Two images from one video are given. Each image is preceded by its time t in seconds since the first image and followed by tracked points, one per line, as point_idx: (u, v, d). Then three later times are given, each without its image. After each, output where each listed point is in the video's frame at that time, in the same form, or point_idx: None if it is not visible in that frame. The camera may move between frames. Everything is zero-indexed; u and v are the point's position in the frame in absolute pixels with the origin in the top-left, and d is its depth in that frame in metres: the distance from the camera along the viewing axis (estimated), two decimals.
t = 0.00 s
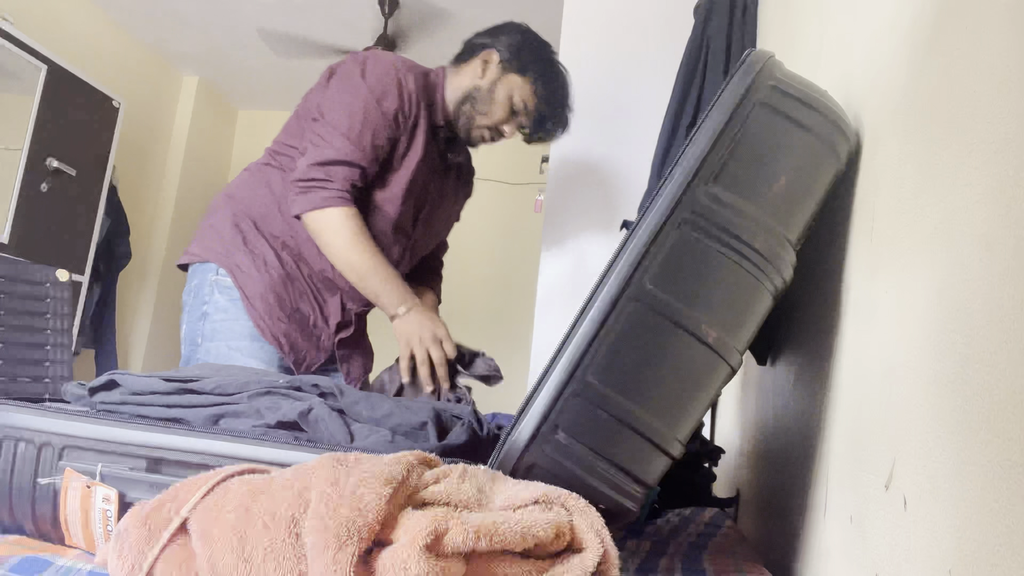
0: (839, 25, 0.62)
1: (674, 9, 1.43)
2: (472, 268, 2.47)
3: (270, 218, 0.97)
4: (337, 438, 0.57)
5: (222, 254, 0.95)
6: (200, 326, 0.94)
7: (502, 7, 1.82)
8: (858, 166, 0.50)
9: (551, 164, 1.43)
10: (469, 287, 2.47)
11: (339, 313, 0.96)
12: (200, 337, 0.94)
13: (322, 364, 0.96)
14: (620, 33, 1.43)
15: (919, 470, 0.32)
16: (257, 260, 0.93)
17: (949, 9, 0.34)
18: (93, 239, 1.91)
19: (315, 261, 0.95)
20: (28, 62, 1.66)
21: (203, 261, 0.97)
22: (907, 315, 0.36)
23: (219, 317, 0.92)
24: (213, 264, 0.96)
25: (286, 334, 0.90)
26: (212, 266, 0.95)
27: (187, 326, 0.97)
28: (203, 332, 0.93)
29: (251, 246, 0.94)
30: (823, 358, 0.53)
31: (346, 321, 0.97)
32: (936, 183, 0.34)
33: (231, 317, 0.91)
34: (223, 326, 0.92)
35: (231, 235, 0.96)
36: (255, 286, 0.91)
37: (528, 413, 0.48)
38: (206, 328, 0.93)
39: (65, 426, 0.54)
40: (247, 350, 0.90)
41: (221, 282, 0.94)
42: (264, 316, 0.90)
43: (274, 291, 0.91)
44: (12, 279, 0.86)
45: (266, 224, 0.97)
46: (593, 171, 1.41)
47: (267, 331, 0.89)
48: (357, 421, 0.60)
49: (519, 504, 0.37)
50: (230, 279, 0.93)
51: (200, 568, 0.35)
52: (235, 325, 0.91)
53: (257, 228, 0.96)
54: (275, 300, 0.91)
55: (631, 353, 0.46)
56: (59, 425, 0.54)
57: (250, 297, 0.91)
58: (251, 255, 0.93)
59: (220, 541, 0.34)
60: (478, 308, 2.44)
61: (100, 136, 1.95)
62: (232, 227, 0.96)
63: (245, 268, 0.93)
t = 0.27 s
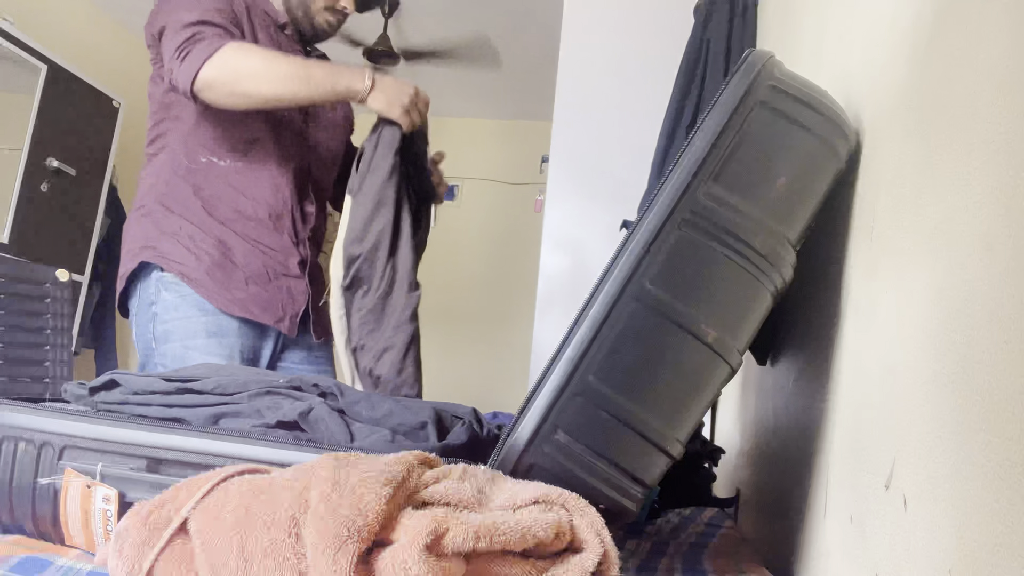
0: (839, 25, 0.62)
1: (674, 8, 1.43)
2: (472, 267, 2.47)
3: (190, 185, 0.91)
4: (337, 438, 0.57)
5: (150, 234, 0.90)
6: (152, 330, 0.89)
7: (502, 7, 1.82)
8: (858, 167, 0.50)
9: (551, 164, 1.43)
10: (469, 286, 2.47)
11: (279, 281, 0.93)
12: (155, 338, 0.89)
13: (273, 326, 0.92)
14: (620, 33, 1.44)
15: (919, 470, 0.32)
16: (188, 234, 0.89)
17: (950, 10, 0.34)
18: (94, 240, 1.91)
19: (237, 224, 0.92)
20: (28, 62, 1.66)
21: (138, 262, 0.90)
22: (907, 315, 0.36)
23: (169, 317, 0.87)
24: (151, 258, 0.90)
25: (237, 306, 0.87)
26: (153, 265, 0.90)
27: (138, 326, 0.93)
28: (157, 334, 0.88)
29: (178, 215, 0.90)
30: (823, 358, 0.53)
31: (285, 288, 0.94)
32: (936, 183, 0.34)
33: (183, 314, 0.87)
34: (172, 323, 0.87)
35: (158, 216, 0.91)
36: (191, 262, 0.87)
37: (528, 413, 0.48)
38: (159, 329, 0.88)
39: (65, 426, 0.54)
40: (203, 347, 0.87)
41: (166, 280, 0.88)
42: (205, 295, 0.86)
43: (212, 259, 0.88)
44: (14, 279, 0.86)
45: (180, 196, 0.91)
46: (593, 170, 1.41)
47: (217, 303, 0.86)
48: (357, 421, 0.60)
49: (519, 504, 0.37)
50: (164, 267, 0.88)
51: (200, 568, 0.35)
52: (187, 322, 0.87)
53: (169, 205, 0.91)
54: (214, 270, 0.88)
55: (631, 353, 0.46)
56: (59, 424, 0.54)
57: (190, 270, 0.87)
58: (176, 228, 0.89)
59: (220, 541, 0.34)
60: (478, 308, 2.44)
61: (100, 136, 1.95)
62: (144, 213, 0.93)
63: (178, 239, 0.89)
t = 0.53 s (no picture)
0: (839, 25, 0.62)
1: (674, 9, 1.43)
2: (472, 268, 2.47)
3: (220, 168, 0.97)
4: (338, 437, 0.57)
5: (183, 220, 0.95)
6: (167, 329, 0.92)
7: (502, 7, 1.82)
8: (858, 167, 0.50)
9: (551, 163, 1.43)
10: (469, 286, 2.47)
11: (288, 259, 1.03)
12: (172, 338, 0.91)
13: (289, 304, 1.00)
14: (620, 33, 1.44)
15: (919, 471, 0.32)
16: (221, 216, 0.95)
17: (949, 10, 0.34)
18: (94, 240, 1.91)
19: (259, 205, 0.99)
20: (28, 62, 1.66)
21: (162, 261, 0.94)
22: (907, 316, 0.36)
23: (190, 315, 0.91)
24: (181, 251, 0.94)
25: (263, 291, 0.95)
26: (186, 250, 0.94)
27: (148, 332, 0.95)
28: (175, 335, 0.91)
29: (208, 200, 0.95)
30: (823, 359, 0.53)
31: (293, 267, 1.03)
32: (937, 184, 0.34)
33: (206, 314, 0.91)
34: (194, 322, 0.91)
35: (187, 203, 0.96)
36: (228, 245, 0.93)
37: (528, 413, 0.48)
38: (177, 329, 0.91)
39: (65, 425, 0.54)
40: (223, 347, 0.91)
41: (190, 279, 0.93)
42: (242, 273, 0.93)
43: (247, 239, 0.95)
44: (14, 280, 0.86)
45: (205, 181, 0.96)
46: (593, 170, 1.41)
47: (249, 280, 0.93)
48: (357, 421, 0.60)
49: (520, 504, 0.37)
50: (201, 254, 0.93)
51: (200, 568, 0.35)
52: (209, 321, 0.91)
53: (195, 192, 0.96)
54: (249, 249, 0.95)
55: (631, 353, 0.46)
56: (59, 424, 0.54)
57: (227, 251, 0.93)
58: (207, 212, 0.95)
59: (221, 541, 0.34)
60: (478, 308, 2.44)
61: (100, 136, 1.95)
62: (167, 202, 0.97)
63: (212, 223, 0.94)
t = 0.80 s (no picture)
0: (838, 26, 0.62)
1: (674, 10, 1.43)
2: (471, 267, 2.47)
3: (261, 172, 1.00)
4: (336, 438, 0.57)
5: (229, 224, 0.98)
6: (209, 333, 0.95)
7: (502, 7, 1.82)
8: (858, 168, 0.50)
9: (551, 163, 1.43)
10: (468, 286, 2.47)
11: (326, 257, 1.06)
12: (214, 342, 0.95)
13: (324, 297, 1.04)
14: (620, 33, 1.44)
15: (919, 470, 0.32)
16: (265, 219, 0.98)
17: (949, 11, 0.34)
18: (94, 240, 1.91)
19: (300, 206, 1.02)
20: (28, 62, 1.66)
21: (209, 265, 0.97)
22: (907, 315, 0.36)
23: (232, 320, 0.95)
24: (229, 257, 0.97)
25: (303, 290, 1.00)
26: (232, 254, 0.97)
27: (191, 335, 0.98)
28: (217, 338, 0.94)
29: (251, 204, 0.99)
30: (823, 359, 0.53)
31: (331, 264, 1.07)
32: (936, 184, 0.34)
33: (247, 319, 0.95)
34: (235, 326, 0.94)
35: (230, 208, 0.99)
36: (273, 247, 0.97)
37: (528, 412, 0.48)
38: (220, 333, 0.94)
39: (65, 425, 0.54)
40: (261, 350, 0.94)
41: (234, 285, 0.96)
42: (287, 271, 0.97)
43: (290, 239, 0.98)
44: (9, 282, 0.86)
45: (246, 187, 1.00)
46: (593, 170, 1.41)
47: (292, 276, 0.98)
48: (357, 421, 0.60)
49: (520, 504, 0.37)
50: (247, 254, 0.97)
51: (200, 568, 0.35)
52: (250, 325, 0.94)
53: (238, 198, 1.00)
54: (291, 249, 0.98)
55: (631, 353, 0.46)
56: (59, 424, 0.54)
57: (272, 251, 0.97)
58: (250, 216, 0.98)
59: (221, 541, 0.34)
60: (477, 308, 2.44)
61: (100, 136, 1.95)
62: (211, 210, 1.00)
63: (257, 226, 0.98)
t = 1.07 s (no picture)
0: (839, 25, 0.62)
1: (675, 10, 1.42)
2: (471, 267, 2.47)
3: (276, 176, 1.00)
4: (340, 438, 0.57)
5: (245, 228, 0.99)
6: (222, 334, 0.96)
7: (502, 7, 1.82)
8: (858, 167, 0.50)
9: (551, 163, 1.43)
10: (468, 286, 2.46)
11: (343, 260, 1.04)
12: (227, 343, 0.95)
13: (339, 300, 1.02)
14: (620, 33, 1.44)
15: (919, 470, 0.32)
16: (280, 222, 0.98)
17: (949, 10, 0.34)
18: (93, 240, 1.91)
19: (317, 209, 1.02)
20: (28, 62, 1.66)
21: (223, 267, 0.98)
22: (906, 314, 0.36)
23: (243, 321, 0.95)
24: (243, 258, 0.98)
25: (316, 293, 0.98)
26: (246, 255, 0.98)
27: (205, 335, 0.99)
28: (229, 339, 0.95)
29: (265, 207, 0.99)
30: (823, 359, 0.53)
31: (348, 266, 1.05)
32: (936, 183, 0.34)
33: (258, 321, 0.94)
34: (246, 327, 0.94)
35: (246, 212, 1.00)
36: (284, 249, 0.96)
37: (529, 412, 0.48)
38: (232, 334, 0.95)
39: (65, 425, 0.54)
40: (272, 352, 0.94)
41: (246, 287, 0.96)
42: (301, 273, 0.97)
43: (303, 241, 0.97)
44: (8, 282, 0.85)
45: (262, 191, 1.00)
46: (593, 171, 1.41)
47: (306, 278, 0.97)
48: (357, 421, 0.60)
49: (520, 504, 0.37)
50: (261, 257, 0.97)
51: (201, 568, 0.35)
52: (261, 328, 0.94)
53: (254, 202, 1.00)
54: (305, 251, 0.98)
55: (632, 353, 0.46)
56: (59, 424, 0.54)
57: (286, 253, 0.96)
58: (266, 219, 0.98)
59: (221, 541, 0.34)
60: (477, 308, 2.44)
61: (100, 136, 1.94)
62: (227, 214, 1.01)
63: (272, 229, 0.98)
